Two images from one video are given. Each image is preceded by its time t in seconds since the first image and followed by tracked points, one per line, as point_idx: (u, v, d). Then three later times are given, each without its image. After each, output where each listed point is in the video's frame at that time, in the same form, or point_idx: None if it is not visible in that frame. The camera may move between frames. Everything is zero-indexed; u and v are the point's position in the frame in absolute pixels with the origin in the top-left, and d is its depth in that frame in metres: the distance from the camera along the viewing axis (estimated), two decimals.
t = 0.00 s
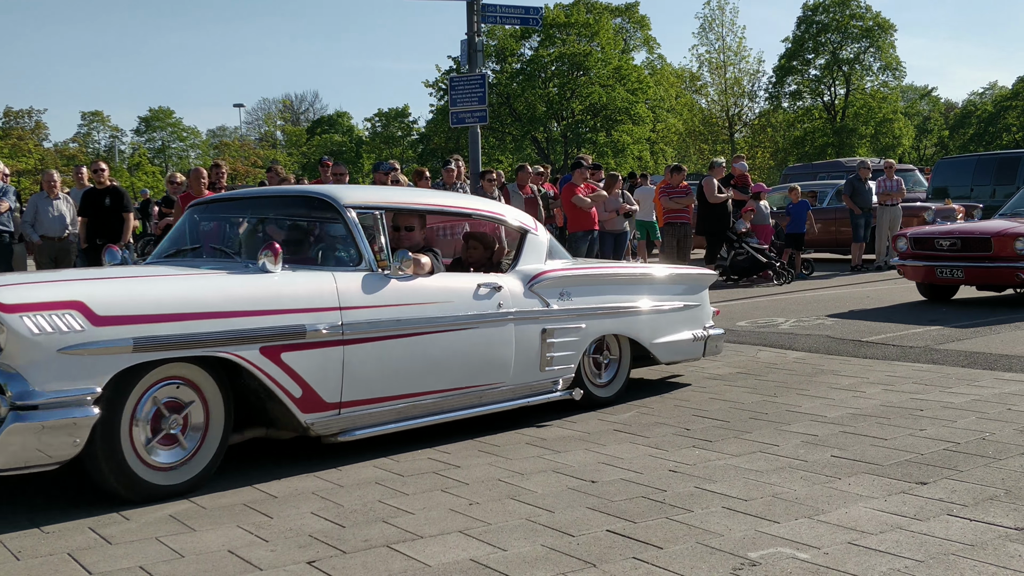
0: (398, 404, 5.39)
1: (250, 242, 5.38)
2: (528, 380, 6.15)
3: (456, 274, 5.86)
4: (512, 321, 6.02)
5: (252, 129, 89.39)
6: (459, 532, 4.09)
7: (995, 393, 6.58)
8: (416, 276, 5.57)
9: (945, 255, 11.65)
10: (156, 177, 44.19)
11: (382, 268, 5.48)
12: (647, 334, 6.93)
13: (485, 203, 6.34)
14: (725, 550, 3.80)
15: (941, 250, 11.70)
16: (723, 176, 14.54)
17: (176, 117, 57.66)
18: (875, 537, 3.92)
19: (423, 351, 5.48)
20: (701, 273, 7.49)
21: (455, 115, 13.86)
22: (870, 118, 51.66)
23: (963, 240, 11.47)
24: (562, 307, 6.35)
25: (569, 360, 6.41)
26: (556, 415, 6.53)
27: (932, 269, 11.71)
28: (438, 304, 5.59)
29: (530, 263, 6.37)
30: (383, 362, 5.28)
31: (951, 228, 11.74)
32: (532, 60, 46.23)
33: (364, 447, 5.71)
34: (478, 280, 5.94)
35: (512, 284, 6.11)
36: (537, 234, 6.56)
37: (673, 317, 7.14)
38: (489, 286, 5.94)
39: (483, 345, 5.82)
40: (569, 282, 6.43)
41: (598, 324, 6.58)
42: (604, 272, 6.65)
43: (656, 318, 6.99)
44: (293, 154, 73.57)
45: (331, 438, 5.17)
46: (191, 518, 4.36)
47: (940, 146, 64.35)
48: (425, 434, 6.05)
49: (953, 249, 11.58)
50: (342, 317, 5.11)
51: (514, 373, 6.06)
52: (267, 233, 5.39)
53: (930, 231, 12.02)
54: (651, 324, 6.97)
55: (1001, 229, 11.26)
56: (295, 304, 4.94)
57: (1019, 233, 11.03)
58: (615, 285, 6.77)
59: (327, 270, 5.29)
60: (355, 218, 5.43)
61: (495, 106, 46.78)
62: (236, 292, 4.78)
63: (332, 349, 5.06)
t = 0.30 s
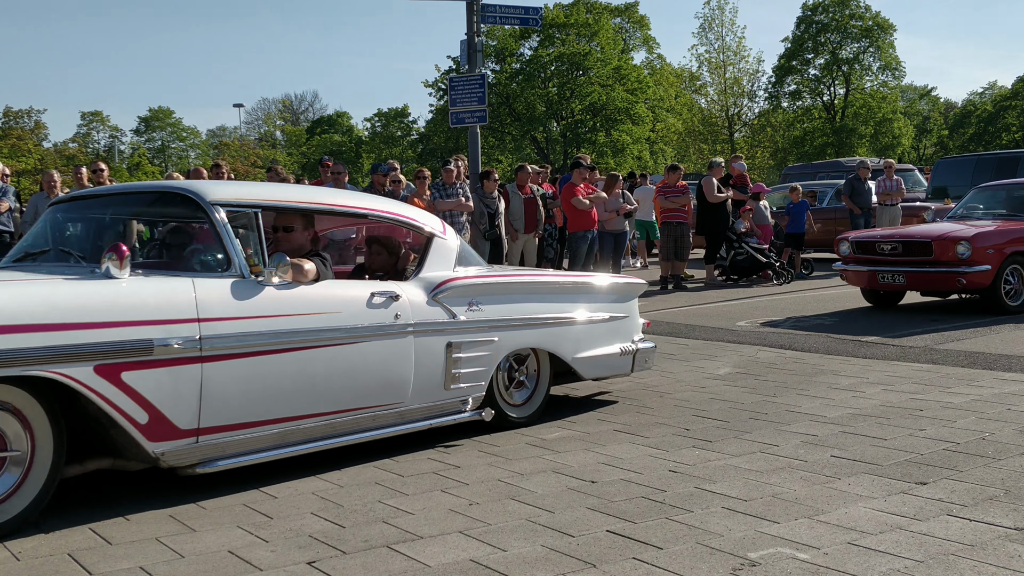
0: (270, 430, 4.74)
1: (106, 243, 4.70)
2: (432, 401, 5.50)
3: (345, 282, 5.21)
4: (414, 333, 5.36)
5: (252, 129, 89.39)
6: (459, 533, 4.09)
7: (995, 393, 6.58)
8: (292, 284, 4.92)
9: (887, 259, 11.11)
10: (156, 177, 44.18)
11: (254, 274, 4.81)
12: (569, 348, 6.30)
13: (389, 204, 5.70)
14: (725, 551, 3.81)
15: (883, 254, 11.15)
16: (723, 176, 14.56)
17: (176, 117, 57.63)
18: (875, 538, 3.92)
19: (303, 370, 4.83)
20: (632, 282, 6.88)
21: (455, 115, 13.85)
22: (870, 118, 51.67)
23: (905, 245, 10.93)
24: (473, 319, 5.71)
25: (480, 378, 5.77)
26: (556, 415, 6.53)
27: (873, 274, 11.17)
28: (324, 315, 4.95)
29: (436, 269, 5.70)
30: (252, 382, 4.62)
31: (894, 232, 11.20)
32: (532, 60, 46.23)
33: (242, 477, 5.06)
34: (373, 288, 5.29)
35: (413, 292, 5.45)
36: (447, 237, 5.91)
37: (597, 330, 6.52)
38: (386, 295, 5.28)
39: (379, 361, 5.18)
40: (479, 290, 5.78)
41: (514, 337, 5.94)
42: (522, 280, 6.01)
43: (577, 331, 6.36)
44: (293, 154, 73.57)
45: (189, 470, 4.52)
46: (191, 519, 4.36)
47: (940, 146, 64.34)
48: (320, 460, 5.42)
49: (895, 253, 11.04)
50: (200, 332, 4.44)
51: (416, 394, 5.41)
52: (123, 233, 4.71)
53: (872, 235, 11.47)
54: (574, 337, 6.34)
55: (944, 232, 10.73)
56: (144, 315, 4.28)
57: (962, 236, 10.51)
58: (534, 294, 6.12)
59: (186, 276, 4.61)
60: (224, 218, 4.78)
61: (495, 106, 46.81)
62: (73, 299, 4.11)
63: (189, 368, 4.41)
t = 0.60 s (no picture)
0: (117, 461, 4.19)
1: None
2: (316, 422, 4.96)
3: (214, 288, 4.65)
4: (296, 344, 4.80)
5: (252, 129, 89.37)
6: (459, 533, 4.09)
7: (995, 393, 6.58)
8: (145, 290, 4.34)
9: (827, 265, 10.72)
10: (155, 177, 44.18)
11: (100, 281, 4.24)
12: (483, 357, 5.79)
13: (275, 200, 5.10)
14: (725, 551, 3.81)
15: (824, 259, 10.75)
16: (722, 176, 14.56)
17: (176, 117, 57.65)
18: (875, 538, 3.92)
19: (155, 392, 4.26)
20: (557, 284, 6.37)
21: (454, 115, 13.84)
22: (870, 118, 51.67)
23: (844, 249, 10.50)
24: (369, 328, 5.17)
25: (379, 394, 5.25)
26: (557, 415, 6.54)
27: (813, 279, 10.79)
28: (188, 326, 4.39)
29: (326, 273, 5.14)
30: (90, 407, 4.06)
31: (836, 235, 10.78)
32: (532, 60, 46.25)
33: (101, 510, 4.53)
34: (246, 295, 4.74)
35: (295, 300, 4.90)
36: (341, 235, 5.36)
37: (515, 337, 6.00)
38: (262, 303, 4.72)
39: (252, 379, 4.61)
40: (376, 296, 5.24)
41: (416, 347, 5.41)
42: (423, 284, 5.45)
43: (491, 339, 5.83)
44: (293, 154, 73.58)
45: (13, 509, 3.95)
46: (190, 519, 4.36)
47: (940, 146, 64.36)
48: (202, 488, 4.91)
49: (835, 258, 10.63)
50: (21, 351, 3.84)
51: (297, 416, 4.86)
52: None
53: (815, 239, 11.09)
54: (488, 345, 5.83)
55: (883, 236, 10.28)
56: None
57: (900, 241, 10.04)
58: (441, 299, 5.58)
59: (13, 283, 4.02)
60: (62, 217, 4.20)
61: (494, 107, 46.83)
62: None
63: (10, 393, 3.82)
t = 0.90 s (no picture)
0: None
1: None
2: (167, 451, 4.39)
3: (40, 296, 4.04)
4: (142, 362, 4.23)
5: (252, 128, 89.40)
6: (458, 533, 4.09)
7: (995, 393, 6.59)
8: None
9: (765, 270, 9.83)
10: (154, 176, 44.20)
11: None
12: (376, 373, 5.25)
13: (123, 195, 4.47)
14: (725, 551, 3.80)
15: (761, 265, 9.86)
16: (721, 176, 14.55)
17: (176, 117, 57.69)
18: (875, 538, 3.92)
19: None
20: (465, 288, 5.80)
21: (454, 115, 13.84)
22: (870, 118, 51.65)
23: (782, 254, 9.62)
24: (236, 341, 4.60)
25: (249, 417, 4.69)
26: (556, 414, 6.55)
27: (750, 286, 9.92)
28: (12, 342, 3.82)
29: (186, 278, 4.55)
30: None
31: (774, 239, 9.89)
32: (532, 60, 46.27)
33: (13, 532, 4.25)
34: (81, 305, 4.12)
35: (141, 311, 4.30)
36: (206, 236, 4.76)
37: (416, 350, 5.47)
38: (100, 315, 4.12)
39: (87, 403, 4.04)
40: (246, 305, 4.66)
41: (294, 364, 4.83)
42: (295, 293, 4.84)
43: (385, 352, 5.28)
44: (293, 154, 73.61)
45: None
46: (191, 518, 4.37)
47: (941, 146, 64.35)
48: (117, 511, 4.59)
49: (773, 264, 9.75)
50: None
51: (143, 444, 4.28)
52: None
53: (752, 242, 10.18)
54: (382, 360, 5.27)
55: (822, 240, 9.42)
56: None
57: (839, 246, 9.19)
58: (327, 307, 5.02)
59: None
60: None
61: (494, 107, 46.81)
62: None
63: None
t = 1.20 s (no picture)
0: None
1: None
2: None
3: None
4: None
5: (252, 128, 89.41)
6: (458, 532, 4.10)
7: (995, 393, 6.59)
8: None
9: (701, 278, 9.39)
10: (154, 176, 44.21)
11: None
12: (241, 393, 4.66)
13: None
14: (725, 550, 3.80)
15: (696, 272, 9.42)
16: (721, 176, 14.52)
17: (176, 117, 57.72)
18: (874, 537, 3.92)
19: None
20: (352, 294, 5.23)
21: (454, 115, 13.83)
22: (869, 118, 51.64)
23: (717, 261, 9.17)
24: (60, 358, 3.99)
25: (79, 448, 4.07)
26: (556, 413, 6.56)
27: (686, 294, 9.46)
28: None
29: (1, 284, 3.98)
30: None
31: (710, 245, 9.45)
32: (532, 60, 46.26)
33: (8, 531, 4.23)
34: None
35: None
36: (29, 236, 4.29)
37: (293, 365, 4.89)
38: None
39: None
40: (73, 318, 4.05)
41: (137, 384, 4.23)
42: (130, 300, 4.23)
43: (251, 368, 4.69)
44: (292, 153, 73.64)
45: None
46: (191, 518, 4.37)
47: (940, 146, 64.37)
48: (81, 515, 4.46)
49: (708, 271, 9.31)
50: None
51: None
52: None
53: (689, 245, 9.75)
54: (249, 377, 4.68)
55: (758, 246, 8.99)
56: None
57: (773, 253, 8.76)
58: (178, 318, 4.42)
59: None
60: None
61: (494, 107, 46.78)
62: None
63: None
